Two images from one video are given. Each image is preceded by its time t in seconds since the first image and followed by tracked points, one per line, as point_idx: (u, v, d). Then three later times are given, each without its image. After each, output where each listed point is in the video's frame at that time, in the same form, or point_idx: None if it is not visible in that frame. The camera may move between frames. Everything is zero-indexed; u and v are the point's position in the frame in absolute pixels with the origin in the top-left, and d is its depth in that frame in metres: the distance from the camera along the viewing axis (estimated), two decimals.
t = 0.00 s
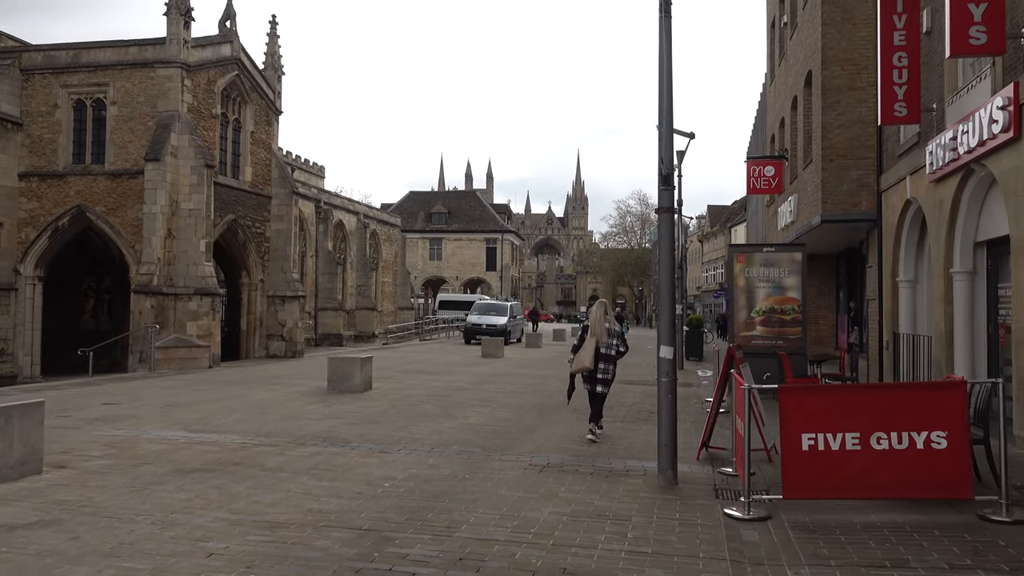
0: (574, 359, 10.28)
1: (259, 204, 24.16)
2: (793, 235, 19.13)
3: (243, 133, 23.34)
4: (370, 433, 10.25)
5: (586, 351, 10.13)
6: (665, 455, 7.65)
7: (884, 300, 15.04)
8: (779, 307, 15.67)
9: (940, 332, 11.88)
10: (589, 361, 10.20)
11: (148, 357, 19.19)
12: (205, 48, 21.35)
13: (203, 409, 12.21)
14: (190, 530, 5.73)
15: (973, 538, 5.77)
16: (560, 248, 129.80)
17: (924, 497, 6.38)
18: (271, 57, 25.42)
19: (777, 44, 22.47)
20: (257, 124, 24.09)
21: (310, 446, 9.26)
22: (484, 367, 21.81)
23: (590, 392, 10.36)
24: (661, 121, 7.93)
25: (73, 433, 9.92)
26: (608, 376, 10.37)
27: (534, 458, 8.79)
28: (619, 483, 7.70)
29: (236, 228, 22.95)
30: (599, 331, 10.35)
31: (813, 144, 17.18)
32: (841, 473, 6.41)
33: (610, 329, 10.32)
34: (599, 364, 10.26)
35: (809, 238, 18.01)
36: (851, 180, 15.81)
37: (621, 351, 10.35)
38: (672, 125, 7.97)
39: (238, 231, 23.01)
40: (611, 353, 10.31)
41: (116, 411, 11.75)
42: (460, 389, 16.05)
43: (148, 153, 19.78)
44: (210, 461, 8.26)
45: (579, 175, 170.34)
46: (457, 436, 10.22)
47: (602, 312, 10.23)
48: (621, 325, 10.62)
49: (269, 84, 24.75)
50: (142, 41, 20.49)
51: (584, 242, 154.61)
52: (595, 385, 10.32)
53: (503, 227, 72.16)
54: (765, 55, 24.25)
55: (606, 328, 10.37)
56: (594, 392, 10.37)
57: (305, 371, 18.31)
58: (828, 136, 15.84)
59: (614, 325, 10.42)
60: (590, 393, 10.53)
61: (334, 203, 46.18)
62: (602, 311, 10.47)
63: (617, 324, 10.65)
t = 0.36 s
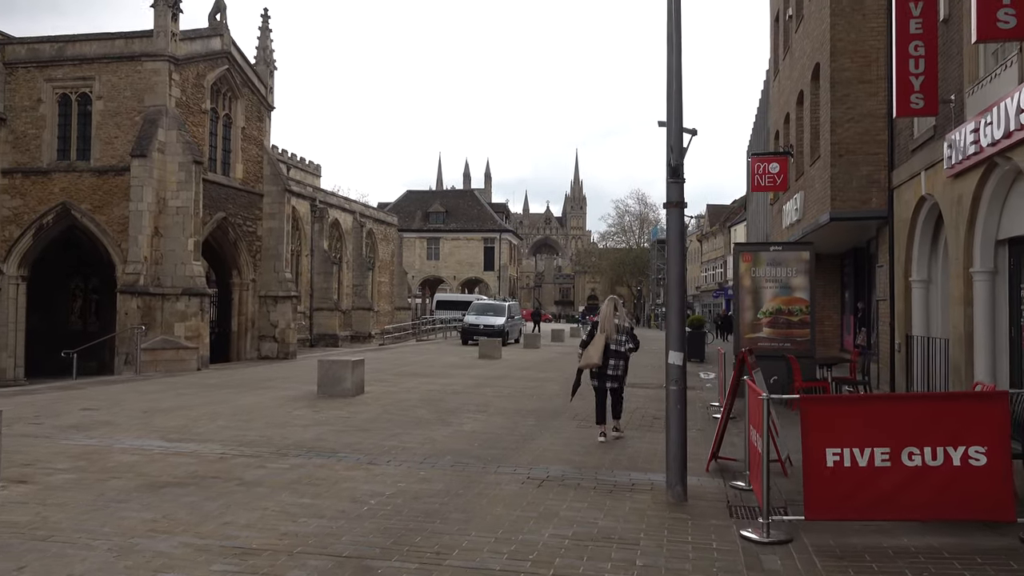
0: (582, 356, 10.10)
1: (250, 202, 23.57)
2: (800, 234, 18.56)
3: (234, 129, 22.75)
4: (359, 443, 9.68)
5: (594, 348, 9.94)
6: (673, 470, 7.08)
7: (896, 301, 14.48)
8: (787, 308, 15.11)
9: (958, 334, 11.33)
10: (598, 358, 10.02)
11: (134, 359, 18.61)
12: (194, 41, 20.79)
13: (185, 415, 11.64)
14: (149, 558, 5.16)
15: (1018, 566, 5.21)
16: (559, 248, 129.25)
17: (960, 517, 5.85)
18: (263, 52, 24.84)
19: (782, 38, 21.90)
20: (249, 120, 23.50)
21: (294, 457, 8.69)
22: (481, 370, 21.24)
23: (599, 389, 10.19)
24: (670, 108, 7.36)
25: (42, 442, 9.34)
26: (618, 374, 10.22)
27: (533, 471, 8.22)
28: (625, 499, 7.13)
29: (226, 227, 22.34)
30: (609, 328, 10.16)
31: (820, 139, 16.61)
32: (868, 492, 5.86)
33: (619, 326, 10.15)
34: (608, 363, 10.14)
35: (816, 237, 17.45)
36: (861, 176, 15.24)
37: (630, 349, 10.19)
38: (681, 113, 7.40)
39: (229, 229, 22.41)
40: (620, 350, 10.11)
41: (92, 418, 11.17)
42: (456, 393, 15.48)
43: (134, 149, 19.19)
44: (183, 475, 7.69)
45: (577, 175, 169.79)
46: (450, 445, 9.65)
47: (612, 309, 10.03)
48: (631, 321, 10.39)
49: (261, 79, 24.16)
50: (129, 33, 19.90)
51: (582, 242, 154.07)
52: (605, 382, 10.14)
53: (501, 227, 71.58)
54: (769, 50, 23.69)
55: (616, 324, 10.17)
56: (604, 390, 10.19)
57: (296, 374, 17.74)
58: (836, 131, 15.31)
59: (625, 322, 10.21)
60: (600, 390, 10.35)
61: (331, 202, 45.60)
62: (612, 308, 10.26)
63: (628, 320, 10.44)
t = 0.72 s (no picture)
0: (598, 358, 10.15)
1: (241, 199, 22.99)
2: (806, 232, 18.03)
3: (224, 124, 22.18)
4: (347, 451, 9.12)
5: (611, 349, 9.99)
6: (685, 484, 6.53)
7: (908, 301, 13.94)
8: (795, 308, 14.57)
9: (978, 336, 10.80)
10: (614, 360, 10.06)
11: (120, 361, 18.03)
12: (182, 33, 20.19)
13: (166, 421, 11.08)
14: None
15: None
16: (557, 248, 128.70)
17: (1001, 539, 5.34)
18: (255, 46, 24.27)
19: (786, 31, 21.36)
20: (240, 116, 22.91)
21: (277, 468, 8.13)
22: (478, 371, 20.71)
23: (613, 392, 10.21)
24: (681, 92, 6.79)
25: (9, 451, 8.77)
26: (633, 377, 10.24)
27: (531, 482, 7.68)
28: (632, 516, 6.58)
29: (217, 225, 21.75)
30: (624, 330, 10.21)
31: (829, 134, 16.06)
32: (901, 511, 5.33)
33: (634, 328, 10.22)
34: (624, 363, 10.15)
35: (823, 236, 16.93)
36: (872, 172, 14.71)
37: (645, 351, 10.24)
38: (692, 97, 6.83)
39: (219, 227, 21.83)
40: (635, 353, 10.16)
41: (66, 424, 10.61)
42: (452, 397, 14.93)
43: (120, 144, 18.61)
44: (155, 489, 7.13)
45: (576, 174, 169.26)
46: (444, 454, 9.09)
47: (628, 312, 10.10)
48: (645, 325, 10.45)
49: (252, 73, 23.59)
50: (115, 25, 19.30)
51: (580, 242, 153.55)
52: (619, 385, 10.17)
53: (499, 226, 71.01)
54: (773, 44, 23.14)
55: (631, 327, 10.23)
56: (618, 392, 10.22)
57: (287, 376, 17.19)
58: (846, 124, 14.79)
59: (640, 325, 10.28)
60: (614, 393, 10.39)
61: (326, 201, 45.03)
62: (627, 311, 10.33)
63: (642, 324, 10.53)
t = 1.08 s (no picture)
0: (610, 363, 9.98)
1: (232, 196, 22.41)
2: (813, 229, 17.49)
3: (214, 118, 21.61)
4: (332, 460, 8.55)
5: (623, 355, 9.79)
6: (697, 500, 5.96)
7: (921, 301, 13.39)
8: (803, 308, 14.02)
9: (1000, 337, 10.25)
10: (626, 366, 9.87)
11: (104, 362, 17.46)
12: (171, 25, 19.62)
13: (144, 427, 10.52)
14: None
15: None
16: (555, 247, 128.21)
17: None
18: (246, 39, 23.70)
19: (791, 24, 20.83)
20: (230, 110, 22.33)
21: (255, 478, 7.56)
22: (474, 372, 20.17)
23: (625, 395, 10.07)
24: (693, 69, 6.21)
25: None
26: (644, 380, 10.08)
27: (529, 495, 7.11)
28: (639, 535, 6.01)
29: (206, 222, 21.17)
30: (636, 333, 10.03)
31: (837, 127, 15.50)
32: (942, 535, 4.79)
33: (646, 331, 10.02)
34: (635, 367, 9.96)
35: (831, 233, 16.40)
36: (883, 166, 14.14)
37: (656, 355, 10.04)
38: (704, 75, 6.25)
39: (209, 224, 21.25)
40: (647, 356, 9.98)
41: (37, 430, 10.03)
42: (447, 400, 14.38)
43: (105, 138, 18.04)
44: (119, 504, 6.55)
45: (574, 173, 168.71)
46: (436, 464, 8.52)
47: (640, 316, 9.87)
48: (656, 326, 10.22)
49: (243, 67, 23.01)
50: (100, 16, 18.71)
51: (579, 242, 152.97)
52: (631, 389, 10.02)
53: (497, 225, 70.45)
54: (777, 38, 22.60)
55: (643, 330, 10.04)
56: (629, 395, 10.09)
57: (277, 378, 16.64)
58: (855, 117, 14.24)
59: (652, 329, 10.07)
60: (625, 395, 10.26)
61: (322, 199, 44.45)
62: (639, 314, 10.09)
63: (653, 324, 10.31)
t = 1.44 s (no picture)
0: (619, 357, 9.79)
1: (223, 192, 21.84)
2: (821, 226, 16.96)
3: (204, 112, 21.04)
4: (317, 469, 7.99)
5: (633, 349, 9.60)
6: (715, 518, 5.40)
7: (937, 300, 12.84)
8: (814, 307, 13.48)
9: None
10: (636, 360, 9.68)
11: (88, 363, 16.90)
12: (159, 15, 19.05)
13: (120, 432, 9.94)
14: None
15: None
16: (554, 247, 127.68)
17: None
18: (238, 32, 23.12)
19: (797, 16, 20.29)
20: (221, 104, 21.74)
21: (232, 491, 7.00)
22: (471, 374, 19.61)
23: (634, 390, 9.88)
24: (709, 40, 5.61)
25: None
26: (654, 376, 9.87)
27: (528, 510, 6.55)
28: (650, 557, 5.44)
29: (196, 218, 20.61)
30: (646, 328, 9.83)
31: (848, 120, 14.96)
32: (996, 563, 4.24)
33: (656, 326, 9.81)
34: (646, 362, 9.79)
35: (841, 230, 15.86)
36: (897, 160, 13.59)
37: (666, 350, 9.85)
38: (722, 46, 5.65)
39: (199, 221, 20.68)
40: (658, 351, 9.79)
41: (6, 436, 9.47)
42: (442, 403, 13.82)
43: (90, 132, 17.46)
44: (79, 520, 5.98)
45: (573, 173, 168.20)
46: (429, 474, 7.95)
47: (651, 310, 9.65)
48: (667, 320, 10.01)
49: (235, 60, 22.44)
50: (85, 5, 18.12)
51: (577, 242, 152.48)
52: (640, 384, 9.83)
53: (496, 224, 69.91)
54: (783, 32, 22.06)
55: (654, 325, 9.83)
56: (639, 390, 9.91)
57: (267, 380, 16.08)
58: (868, 109, 13.72)
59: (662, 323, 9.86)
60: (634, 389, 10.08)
61: (318, 197, 43.86)
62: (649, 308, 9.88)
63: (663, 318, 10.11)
